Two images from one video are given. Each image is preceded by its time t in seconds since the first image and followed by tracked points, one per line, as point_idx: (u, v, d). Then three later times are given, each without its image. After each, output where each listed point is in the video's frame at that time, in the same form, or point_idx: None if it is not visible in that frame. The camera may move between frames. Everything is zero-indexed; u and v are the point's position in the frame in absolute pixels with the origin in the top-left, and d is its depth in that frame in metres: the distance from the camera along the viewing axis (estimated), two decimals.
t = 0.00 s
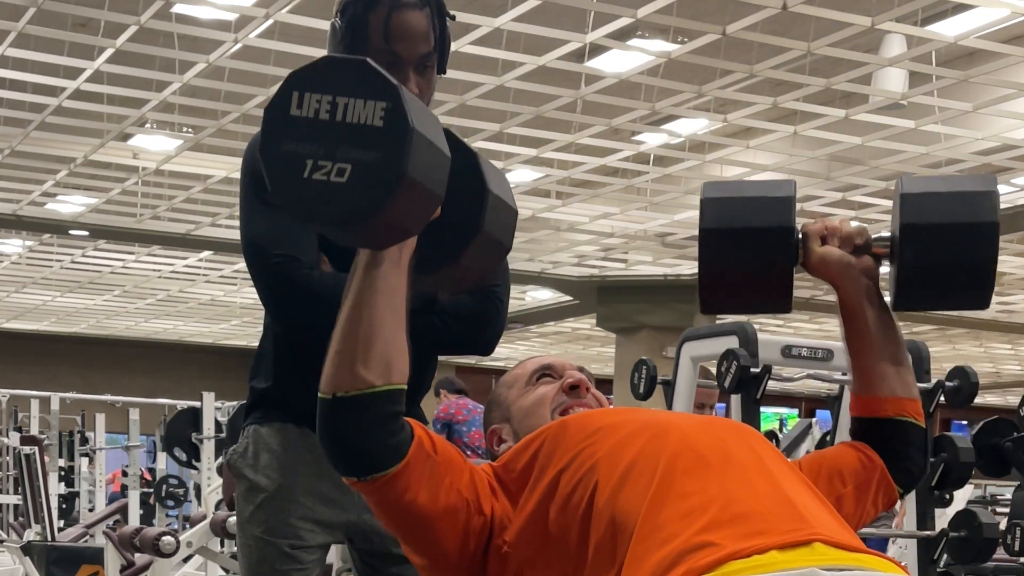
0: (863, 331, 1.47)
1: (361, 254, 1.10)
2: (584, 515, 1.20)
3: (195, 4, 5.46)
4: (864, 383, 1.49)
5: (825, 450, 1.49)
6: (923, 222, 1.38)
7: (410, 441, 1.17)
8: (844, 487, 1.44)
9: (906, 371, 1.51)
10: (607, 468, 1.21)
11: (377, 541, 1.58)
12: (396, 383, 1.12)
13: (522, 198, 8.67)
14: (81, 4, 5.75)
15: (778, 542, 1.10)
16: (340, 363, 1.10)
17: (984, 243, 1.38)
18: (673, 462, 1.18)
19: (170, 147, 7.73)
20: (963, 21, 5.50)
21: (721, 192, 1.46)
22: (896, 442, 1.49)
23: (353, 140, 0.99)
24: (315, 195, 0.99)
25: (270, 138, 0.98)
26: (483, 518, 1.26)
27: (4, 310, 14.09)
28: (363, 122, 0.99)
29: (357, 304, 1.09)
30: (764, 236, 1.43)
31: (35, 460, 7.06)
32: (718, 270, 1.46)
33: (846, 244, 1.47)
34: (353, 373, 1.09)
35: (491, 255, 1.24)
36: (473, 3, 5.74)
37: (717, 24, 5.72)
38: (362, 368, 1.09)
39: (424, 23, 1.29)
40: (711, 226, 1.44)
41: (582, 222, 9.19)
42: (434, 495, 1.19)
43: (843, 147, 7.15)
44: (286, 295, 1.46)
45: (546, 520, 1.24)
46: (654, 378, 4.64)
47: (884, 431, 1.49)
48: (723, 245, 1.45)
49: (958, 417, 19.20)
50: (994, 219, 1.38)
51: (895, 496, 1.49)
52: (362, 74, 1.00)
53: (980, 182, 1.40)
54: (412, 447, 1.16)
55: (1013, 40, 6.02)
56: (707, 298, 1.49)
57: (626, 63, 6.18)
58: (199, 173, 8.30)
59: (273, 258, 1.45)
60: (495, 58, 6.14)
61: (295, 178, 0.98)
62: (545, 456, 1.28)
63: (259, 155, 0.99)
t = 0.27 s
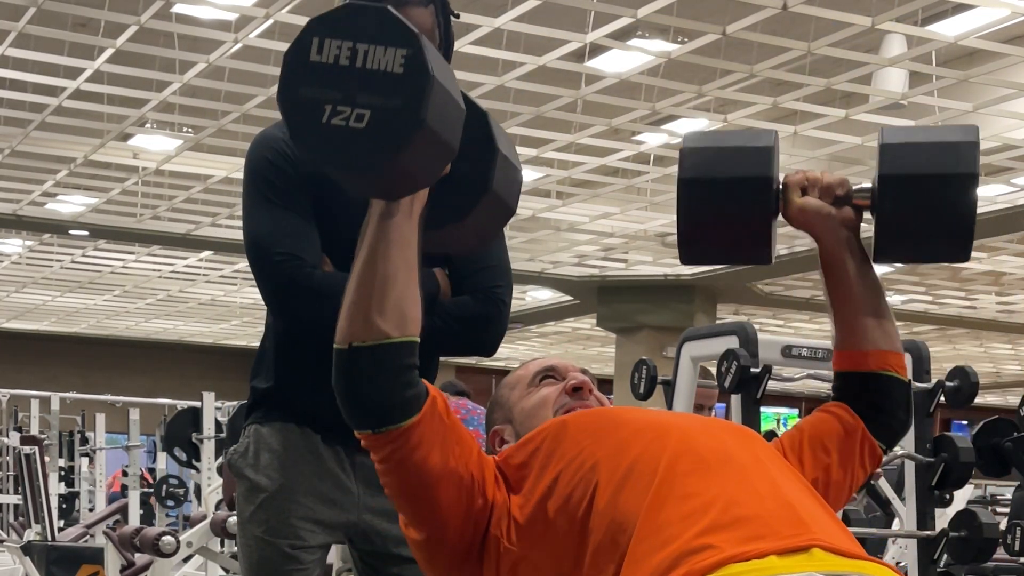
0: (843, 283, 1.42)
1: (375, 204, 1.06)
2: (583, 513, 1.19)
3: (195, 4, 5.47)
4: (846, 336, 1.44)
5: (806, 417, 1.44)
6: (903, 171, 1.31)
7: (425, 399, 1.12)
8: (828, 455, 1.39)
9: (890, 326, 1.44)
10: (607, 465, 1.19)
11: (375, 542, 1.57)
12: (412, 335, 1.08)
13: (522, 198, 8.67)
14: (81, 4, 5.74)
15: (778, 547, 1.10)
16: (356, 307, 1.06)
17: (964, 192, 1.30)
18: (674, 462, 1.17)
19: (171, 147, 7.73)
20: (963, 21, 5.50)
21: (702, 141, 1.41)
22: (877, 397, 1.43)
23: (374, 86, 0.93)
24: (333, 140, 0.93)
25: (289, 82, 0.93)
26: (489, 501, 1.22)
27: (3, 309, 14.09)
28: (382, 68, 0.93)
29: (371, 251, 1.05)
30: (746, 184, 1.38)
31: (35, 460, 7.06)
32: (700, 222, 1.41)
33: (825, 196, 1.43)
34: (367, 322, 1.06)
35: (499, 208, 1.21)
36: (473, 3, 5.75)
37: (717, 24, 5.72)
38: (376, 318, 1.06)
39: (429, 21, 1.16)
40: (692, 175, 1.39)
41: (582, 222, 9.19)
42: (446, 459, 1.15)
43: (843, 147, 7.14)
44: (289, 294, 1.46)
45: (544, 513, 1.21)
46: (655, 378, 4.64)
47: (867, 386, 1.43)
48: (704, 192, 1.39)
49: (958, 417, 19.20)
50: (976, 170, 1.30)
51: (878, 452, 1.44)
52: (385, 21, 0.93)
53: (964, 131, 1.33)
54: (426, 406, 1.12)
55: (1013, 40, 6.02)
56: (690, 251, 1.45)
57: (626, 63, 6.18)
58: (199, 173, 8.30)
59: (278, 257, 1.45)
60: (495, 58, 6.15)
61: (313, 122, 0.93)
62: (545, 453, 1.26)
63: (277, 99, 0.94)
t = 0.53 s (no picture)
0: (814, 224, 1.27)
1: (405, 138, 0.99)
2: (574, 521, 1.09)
3: (195, 4, 5.48)
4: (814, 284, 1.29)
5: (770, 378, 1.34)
6: (879, 105, 1.14)
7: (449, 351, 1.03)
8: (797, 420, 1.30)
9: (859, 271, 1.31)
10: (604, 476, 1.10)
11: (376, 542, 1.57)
12: (437, 277, 1.01)
13: (522, 198, 8.66)
14: (81, 3, 5.74)
15: None
16: (385, 245, 0.99)
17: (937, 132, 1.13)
18: (677, 478, 1.08)
19: (171, 147, 7.73)
20: (963, 22, 5.50)
21: (678, 67, 1.23)
22: (840, 348, 1.30)
23: (407, 14, 0.88)
24: (368, 74, 0.89)
25: (320, 16, 0.89)
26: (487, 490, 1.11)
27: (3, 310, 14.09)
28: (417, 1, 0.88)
29: (401, 185, 0.98)
30: (715, 117, 1.18)
31: (35, 459, 7.06)
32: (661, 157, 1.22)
33: (801, 129, 1.25)
34: (397, 259, 0.99)
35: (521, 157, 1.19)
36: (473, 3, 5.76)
37: (717, 24, 5.72)
38: (405, 255, 0.99)
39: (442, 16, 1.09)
40: (660, 101, 1.20)
41: (582, 222, 9.19)
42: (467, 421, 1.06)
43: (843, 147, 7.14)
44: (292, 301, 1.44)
45: (537, 511, 1.11)
46: (655, 378, 4.64)
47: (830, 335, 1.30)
48: (665, 124, 1.21)
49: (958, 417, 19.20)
50: (954, 105, 1.13)
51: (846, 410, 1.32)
52: None
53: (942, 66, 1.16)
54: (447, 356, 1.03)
55: (1013, 40, 6.02)
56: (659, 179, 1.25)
57: (627, 63, 6.18)
58: (199, 173, 8.30)
59: (280, 259, 1.42)
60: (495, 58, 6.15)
61: (349, 56, 0.88)
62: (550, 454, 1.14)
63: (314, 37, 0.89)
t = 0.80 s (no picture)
0: (779, 186, 1.14)
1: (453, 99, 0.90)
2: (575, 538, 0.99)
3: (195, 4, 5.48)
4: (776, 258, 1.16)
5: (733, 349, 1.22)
6: (845, 59, 1.03)
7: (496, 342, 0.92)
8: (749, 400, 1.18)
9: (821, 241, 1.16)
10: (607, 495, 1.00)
11: (378, 542, 1.56)
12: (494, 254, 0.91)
13: (522, 198, 8.66)
14: (81, 4, 5.74)
15: None
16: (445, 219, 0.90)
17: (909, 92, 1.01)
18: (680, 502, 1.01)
19: (171, 147, 7.73)
20: (963, 21, 5.50)
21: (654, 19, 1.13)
22: (796, 324, 1.16)
23: None
24: (424, 33, 0.86)
25: None
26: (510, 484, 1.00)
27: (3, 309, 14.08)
28: None
29: (459, 150, 0.90)
30: (679, 68, 1.09)
31: (35, 459, 7.06)
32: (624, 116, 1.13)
33: (773, 87, 1.11)
34: (468, 234, 0.90)
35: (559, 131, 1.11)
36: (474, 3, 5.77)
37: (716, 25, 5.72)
38: (474, 229, 0.90)
39: None
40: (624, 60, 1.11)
41: (582, 222, 9.18)
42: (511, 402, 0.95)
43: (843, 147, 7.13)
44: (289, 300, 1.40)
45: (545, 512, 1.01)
46: (655, 378, 4.64)
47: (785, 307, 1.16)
48: (632, 77, 1.11)
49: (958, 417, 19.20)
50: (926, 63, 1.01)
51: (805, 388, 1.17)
52: None
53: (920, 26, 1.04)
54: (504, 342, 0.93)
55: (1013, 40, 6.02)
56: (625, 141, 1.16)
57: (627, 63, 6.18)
58: (199, 173, 8.30)
59: (272, 260, 1.41)
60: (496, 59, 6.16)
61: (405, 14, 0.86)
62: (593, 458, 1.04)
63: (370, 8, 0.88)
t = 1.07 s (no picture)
0: (846, 301, 1.28)
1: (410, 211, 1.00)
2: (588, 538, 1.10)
3: (195, 4, 5.47)
4: (855, 358, 1.32)
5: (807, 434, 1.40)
6: (895, 185, 1.18)
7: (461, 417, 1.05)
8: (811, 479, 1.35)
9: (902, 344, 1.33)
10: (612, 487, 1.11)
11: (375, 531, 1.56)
12: (449, 346, 1.01)
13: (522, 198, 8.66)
14: (81, 4, 5.74)
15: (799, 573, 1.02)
16: (394, 314, 1.00)
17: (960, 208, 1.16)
18: (679, 492, 1.09)
19: (171, 147, 7.73)
20: (963, 21, 5.49)
21: (705, 152, 1.31)
22: (883, 421, 1.33)
23: (412, 93, 0.88)
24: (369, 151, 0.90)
25: (326, 97, 0.89)
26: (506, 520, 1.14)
27: (3, 309, 14.08)
28: (421, 76, 0.88)
29: (411, 251, 0.99)
30: (737, 197, 1.25)
31: (35, 460, 7.07)
32: (687, 238, 1.29)
33: (827, 207, 1.26)
34: (410, 334, 0.99)
35: (526, 216, 1.20)
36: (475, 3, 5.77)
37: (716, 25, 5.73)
38: (419, 330, 0.99)
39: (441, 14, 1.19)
40: (685, 187, 1.29)
41: (582, 222, 9.19)
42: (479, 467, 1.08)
43: (843, 147, 7.14)
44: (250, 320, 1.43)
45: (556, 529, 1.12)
46: (654, 378, 4.64)
47: (871, 404, 1.33)
48: (691, 204, 1.28)
49: (959, 417, 19.19)
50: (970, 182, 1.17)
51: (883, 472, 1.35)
52: (418, 25, 0.89)
53: (963, 142, 1.19)
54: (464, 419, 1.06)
55: (1013, 40, 6.02)
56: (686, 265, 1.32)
57: (626, 63, 6.18)
58: (199, 173, 8.31)
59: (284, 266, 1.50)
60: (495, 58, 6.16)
61: (351, 132, 0.89)
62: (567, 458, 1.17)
63: (315, 105, 0.90)
